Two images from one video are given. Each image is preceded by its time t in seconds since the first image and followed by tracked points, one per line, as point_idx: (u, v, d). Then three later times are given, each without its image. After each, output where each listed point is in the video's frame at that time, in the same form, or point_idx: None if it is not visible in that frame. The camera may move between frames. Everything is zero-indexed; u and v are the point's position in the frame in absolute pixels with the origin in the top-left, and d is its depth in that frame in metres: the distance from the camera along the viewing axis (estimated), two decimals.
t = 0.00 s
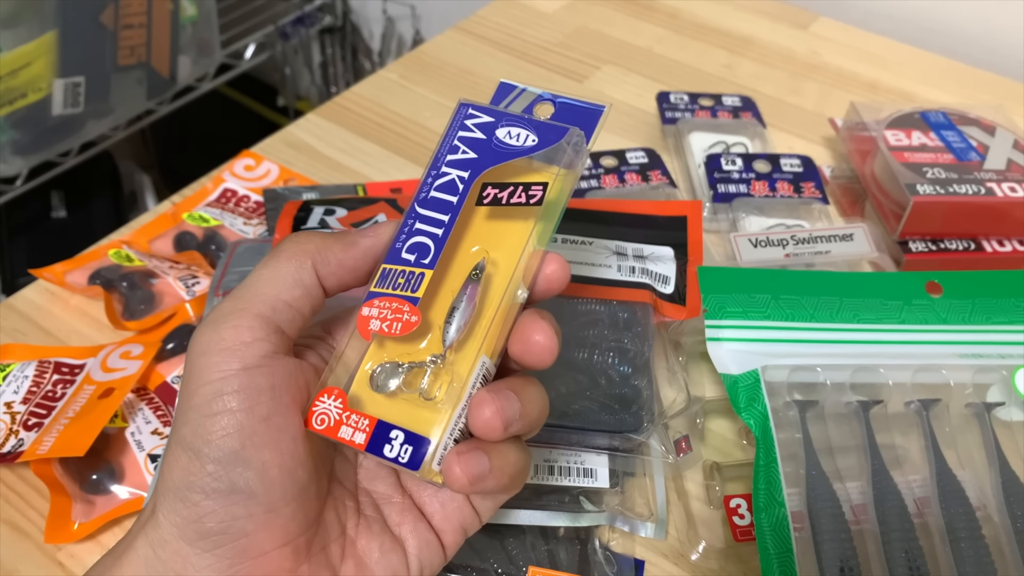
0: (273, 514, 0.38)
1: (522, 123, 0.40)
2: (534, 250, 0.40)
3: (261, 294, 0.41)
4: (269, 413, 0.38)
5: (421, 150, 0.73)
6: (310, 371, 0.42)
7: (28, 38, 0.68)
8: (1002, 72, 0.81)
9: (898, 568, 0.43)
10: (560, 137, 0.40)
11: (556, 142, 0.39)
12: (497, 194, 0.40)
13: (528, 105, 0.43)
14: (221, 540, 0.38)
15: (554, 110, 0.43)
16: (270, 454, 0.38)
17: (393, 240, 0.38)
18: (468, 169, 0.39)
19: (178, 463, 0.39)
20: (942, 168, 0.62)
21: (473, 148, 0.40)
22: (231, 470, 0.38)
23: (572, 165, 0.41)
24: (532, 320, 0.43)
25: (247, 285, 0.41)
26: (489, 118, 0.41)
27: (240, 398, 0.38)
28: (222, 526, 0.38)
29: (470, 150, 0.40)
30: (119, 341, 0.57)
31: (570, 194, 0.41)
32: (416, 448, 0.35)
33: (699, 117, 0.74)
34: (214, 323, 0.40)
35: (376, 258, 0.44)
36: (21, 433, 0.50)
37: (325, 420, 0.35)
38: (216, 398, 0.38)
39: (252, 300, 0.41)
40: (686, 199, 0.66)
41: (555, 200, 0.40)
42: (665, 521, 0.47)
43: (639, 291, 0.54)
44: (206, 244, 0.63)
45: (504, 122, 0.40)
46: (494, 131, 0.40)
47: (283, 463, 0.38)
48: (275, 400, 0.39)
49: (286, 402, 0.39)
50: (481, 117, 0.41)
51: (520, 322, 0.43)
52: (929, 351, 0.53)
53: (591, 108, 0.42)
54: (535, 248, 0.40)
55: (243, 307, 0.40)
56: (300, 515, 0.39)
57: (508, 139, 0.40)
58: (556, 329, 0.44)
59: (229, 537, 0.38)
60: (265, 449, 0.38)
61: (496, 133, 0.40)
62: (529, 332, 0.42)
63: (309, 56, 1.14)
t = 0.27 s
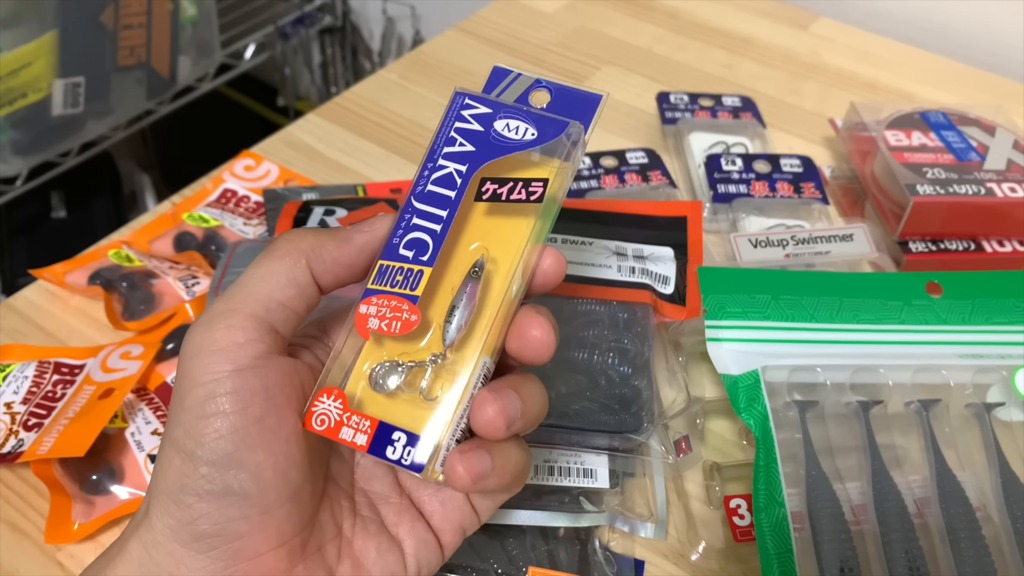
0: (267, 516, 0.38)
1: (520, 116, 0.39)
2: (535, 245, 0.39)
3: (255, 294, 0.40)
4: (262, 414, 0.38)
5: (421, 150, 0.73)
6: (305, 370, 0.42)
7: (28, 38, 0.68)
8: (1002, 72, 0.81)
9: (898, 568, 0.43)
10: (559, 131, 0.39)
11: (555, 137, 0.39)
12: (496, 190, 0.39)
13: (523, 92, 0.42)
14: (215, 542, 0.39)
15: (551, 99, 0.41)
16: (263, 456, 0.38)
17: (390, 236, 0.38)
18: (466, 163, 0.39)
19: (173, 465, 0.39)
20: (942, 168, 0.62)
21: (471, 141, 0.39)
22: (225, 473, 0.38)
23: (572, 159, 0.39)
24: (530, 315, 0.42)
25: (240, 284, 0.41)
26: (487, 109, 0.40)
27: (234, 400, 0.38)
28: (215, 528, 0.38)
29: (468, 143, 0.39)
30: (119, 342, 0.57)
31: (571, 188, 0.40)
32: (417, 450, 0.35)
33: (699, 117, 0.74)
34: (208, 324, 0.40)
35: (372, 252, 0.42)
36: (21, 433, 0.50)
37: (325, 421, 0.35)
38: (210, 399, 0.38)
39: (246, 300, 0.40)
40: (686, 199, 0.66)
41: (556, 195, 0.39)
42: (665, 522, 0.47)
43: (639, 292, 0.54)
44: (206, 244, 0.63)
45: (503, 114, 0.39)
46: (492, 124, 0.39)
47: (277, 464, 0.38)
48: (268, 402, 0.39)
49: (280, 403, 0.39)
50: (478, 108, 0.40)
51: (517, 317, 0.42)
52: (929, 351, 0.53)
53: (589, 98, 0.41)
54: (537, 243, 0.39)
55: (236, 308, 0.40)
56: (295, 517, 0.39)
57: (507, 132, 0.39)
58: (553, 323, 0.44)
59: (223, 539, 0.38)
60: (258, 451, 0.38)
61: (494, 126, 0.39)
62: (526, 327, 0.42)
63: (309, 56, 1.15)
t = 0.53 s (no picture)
0: (248, 525, 0.39)
1: (515, 121, 0.39)
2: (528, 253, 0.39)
3: (240, 301, 0.40)
4: (244, 423, 0.38)
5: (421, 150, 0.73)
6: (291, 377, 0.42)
7: (28, 38, 0.68)
8: (1002, 72, 0.81)
9: (898, 568, 0.43)
10: (554, 139, 0.38)
11: (550, 144, 0.38)
12: (488, 197, 0.39)
13: (517, 92, 0.42)
14: (195, 551, 0.39)
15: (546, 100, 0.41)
16: (244, 466, 0.38)
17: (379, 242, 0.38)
18: (458, 168, 0.38)
19: (153, 474, 0.39)
20: (941, 168, 0.62)
21: (463, 146, 0.39)
22: (206, 481, 0.38)
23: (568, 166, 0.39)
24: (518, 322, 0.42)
25: (225, 290, 0.41)
26: (480, 113, 0.39)
27: (215, 408, 0.38)
28: (195, 537, 0.39)
29: (460, 148, 0.39)
30: (119, 342, 0.57)
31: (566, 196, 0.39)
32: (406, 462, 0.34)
33: (699, 117, 0.74)
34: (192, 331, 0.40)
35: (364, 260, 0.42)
36: (21, 433, 0.50)
37: (312, 429, 0.35)
38: (191, 408, 0.38)
39: (230, 306, 0.40)
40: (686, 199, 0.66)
41: (550, 203, 0.39)
42: (664, 522, 0.47)
43: (638, 292, 0.54)
44: (206, 244, 0.64)
45: (497, 119, 0.39)
46: (486, 128, 0.39)
47: (258, 474, 0.38)
48: (250, 410, 0.39)
49: (263, 412, 0.39)
50: (472, 111, 0.39)
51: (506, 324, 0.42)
52: (929, 351, 0.53)
53: (583, 99, 0.41)
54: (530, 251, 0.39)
55: (219, 314, 0.40)
56: (276, 526, 0.39)
57: (500, 137, 0.39)
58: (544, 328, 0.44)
59: (202, 547, 0.39)
60: (239, 460, 0.38)
61: (488, 130, 0.39)
62: (516, 334, 0.42)
63: (308, 56, 1.15)
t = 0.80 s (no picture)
0: (237, 529, 0.38)
1: (506, 116, 0.38)
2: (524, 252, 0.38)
3: (228, 302, 0.40)
4: (232, 427, 0.38)
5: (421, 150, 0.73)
6: (279, 380, 0.42)
7: (28, 38, 0.68)
8: (1002, 72, 0.81)
9: (898, 568, 0.43)
10: (546, 136, 0.37)
11: (543, 140, 0.37)
12: (481, 196, 0.38)
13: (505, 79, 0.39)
14: (184, 556, 0.39)
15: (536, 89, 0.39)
16: (232, 470, 0.38)
17: (370, 242, 0.38)
18: (448, 165, 0.38)
19: (140, 479, 0.39)
20: (942, 168, 0.62)
21: (453, 142, 0.38)
22: (193, 486, 0.38)
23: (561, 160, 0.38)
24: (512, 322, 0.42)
25: (209, 295, 0.41)
26: (471, 107, 0.38)
27: (202, 412, 0.38)
28: (184, 542, 0.39)
29: (451, 145, 0.38)
30: (119, 341, 0.57)
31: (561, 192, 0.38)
32: (404, 467, 0.34)
33: (699, 117, 0.74)
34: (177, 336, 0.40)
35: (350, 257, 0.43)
36: (21, 433, 0.50)
37: (307, 435, 0.35)
38: (178, 412, 0.38)
39: (216, 309, 0.40)
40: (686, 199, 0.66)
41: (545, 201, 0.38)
42: (665, 522, 0.47)
43: (638, 292, 0.54)
44: (205, 244, 0.63)
45: (487, 114, 0.38)
46: (476, 124, 0.38)
47: (247, 478, 0.38)
48: (238, 413, 0.39)
49: (251, 416, 0.39)
50: (461, 106, 0.38)
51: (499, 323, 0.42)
52: (929, 351, 0.53)
53: (576, 88, 0.38)
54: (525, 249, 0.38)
55: (206, 316, 0.40)
56: (266, 530, 0.39)
57: (491, 134, 0.38)
58: (538, 327, 0.43)
59: (191, 552, 0.39)
60: (227, 464, 0.38)
61: (478, 125, 0.38)
62: (509, 332, 0.42)
63: (308, 56, 1.15)
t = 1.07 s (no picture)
0: (247, 550, 0.39)
1: (538, 129, 0.37)
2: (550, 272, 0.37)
3: (247, 320, 0.40)
4: (245, 446, 0.39)
5: (421, 150, 0.73)
6: (296, 397, 0.42)
7: (27, 38, 0.68)
8: (1002, 71, 0.81)
9: (898, 568, 0.43)
10: (581, 151, 0.37)
11: (576, 156, 0.37)
12: (509, 212, 0.37)
13: (542, 88, 0.39)
14: None
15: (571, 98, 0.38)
16: (245, 490, 0.39)
17: (394, 254, 0.37)
18: (477, 179, 0.37)
19: (151, 497, 0.40)
20: (942, 168, 0.62)
21: (483, 155, 0.37)
22: (204, 505, 0.39)
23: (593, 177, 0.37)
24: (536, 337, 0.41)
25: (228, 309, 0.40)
26: (502, 119, 0.37)
27: (216, 430, 0.39)
28: (194, 562, 0.40)
29: (480, 158, 0.37)
30: (119, 341, 0.57)
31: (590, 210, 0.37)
32: (418, 488, 0.34)
33: (700, 117, 0.74)
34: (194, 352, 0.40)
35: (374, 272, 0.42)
36: (21, 433, 0.50)
37: (322, 449, 0.35)
38: (192, 429, 0.39)
39: (234, 325, 0.40)
40: (686, 199, 0.66)
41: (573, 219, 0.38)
42: (665, 522, 0.47)
43: (638, 291, 0.54)
44: (205, 244, 0.63)
45: (519, 126, 0.37)
46: (507, 137, 0.37)
47: (259, 497, 0.39)
48: (252, 431, 0.39)
49: (264, 435, 0.39)
50: (493, 117, 0.37)
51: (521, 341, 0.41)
52: (929, 351, 0.53)
53: (613, 98, 0.38)
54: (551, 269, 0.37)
55: (222, 331, 0.40)
56: (277, 551, 0.40)
57: (523, 148, 0.37)
58: (560, 345, 0.43)
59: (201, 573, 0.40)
60: (240, 484, 0.39)
61: (510, 138, 0.37)
62: (532, 350, 0.41)
63: (308, 56, 1.15)
